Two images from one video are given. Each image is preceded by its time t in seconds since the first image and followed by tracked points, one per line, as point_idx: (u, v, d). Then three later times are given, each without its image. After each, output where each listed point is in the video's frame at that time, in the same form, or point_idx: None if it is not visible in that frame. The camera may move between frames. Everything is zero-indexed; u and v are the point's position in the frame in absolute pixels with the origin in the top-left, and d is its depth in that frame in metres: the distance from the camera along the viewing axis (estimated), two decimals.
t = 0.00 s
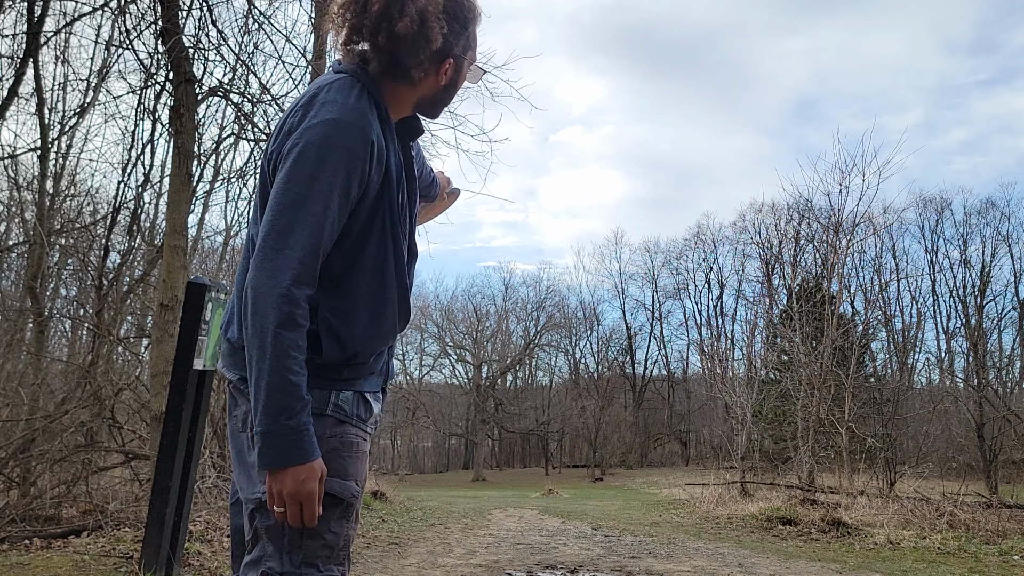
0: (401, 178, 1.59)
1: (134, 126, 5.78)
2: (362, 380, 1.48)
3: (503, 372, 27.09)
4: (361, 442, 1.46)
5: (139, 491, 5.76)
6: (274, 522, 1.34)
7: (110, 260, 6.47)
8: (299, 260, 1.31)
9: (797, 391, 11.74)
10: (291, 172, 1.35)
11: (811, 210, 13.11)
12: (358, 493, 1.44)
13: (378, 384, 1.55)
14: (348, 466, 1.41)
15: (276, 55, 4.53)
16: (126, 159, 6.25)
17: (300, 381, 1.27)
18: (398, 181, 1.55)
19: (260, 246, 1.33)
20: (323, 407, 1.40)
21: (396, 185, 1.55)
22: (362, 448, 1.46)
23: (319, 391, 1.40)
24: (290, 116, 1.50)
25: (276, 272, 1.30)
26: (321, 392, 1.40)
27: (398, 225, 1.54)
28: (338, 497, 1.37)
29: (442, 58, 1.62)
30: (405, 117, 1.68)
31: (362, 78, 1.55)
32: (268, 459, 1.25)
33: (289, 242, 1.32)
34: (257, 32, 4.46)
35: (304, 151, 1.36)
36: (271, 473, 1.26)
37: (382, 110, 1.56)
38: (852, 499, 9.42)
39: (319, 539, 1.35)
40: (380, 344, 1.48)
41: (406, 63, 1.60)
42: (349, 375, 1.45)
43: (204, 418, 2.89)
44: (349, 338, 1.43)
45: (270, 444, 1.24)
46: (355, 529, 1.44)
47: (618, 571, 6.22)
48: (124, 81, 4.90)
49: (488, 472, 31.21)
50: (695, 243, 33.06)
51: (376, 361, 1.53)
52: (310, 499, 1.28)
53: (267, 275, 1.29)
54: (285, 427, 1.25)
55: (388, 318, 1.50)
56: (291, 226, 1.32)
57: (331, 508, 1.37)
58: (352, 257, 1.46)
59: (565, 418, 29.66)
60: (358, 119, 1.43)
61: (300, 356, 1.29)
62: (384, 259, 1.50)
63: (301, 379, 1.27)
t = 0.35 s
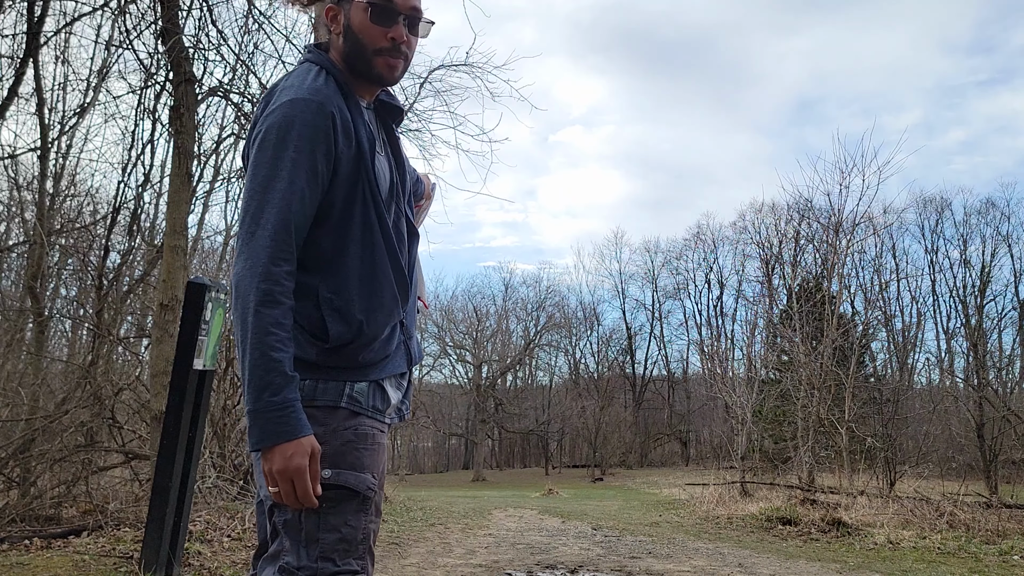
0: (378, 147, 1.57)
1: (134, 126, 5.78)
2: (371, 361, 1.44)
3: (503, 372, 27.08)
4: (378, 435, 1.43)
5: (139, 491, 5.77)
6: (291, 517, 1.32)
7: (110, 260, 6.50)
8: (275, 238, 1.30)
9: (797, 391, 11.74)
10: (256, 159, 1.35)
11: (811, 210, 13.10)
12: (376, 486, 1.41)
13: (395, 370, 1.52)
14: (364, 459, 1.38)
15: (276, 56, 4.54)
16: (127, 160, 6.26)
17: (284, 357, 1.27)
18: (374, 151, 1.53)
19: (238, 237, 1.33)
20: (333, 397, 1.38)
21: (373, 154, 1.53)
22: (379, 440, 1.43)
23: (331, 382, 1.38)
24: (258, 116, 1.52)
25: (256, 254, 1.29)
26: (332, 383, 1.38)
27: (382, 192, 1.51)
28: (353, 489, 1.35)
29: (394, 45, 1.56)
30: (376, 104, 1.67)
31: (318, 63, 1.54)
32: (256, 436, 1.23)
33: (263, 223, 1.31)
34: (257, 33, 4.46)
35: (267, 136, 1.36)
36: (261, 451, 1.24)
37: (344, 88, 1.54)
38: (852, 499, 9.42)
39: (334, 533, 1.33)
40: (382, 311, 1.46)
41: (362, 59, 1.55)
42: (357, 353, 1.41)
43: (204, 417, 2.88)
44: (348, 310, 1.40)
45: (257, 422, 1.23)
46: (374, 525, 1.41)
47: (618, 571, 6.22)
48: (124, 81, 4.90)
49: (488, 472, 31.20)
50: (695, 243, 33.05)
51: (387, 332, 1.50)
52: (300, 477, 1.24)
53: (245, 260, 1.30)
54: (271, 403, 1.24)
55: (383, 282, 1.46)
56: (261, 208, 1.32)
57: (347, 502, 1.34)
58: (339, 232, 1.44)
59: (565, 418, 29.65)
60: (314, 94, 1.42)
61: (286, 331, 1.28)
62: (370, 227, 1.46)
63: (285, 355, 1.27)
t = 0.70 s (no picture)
0: (363, 138, 1.55)
1: (134, 126, 5.79)
2: (368, 362, 1.42)
3: (502, 372, 27.07)
4: (373, 443, 1.40)
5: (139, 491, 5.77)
6: (282, 526, 1.32)
7: (110, 260, 6.52)
8: (260, 235, 1.29)
9: (797, 391, 11.74)
10: (237, 155, 1.34)
11: (811, 210, 13.10)
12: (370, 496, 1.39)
13: (396, 373, 1.49)
14: (358, 469, 1.36)
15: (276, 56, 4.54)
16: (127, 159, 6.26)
17: (273, 361, 1.25)
18: (358, 142, 1.51)
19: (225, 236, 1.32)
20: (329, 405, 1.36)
21: (359, 145, 1.52)
22: (375, 449, 1.41)
23: (326, 390, 1.36)
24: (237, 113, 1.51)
25: (242, 254, 1.28)
26: (328, 391, 1.36)
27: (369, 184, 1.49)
28: (344, 501, 1.33)
29: (367, 38, 1.54)
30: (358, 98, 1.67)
31: (295, 57, 1.53)
32: (239, 445, 1.20)
33: (247, 221, 1.30)
34: (258, 33, 4.46)
35: (247, 133, 1.34)
36: (246, 462, 1.22)
37: (323, 80, 1.53)
38: (853, 499, 9.42)
39: (323, 546, 1.31)
40: (374, 306, 1.44)
41: (334, 55, 1.54)
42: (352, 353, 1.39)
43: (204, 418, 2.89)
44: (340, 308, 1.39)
45: (241, 432, 1.20)
46: (368, 536, 1.39)
47: (618, 571, 6.22)
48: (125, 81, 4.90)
49: (488, 472, 31.20)
50: (695, 243, 33.04)
51: (383, 330, 1.48)
52: (282, 487, 1.21)
53: (233, 260, 1.28)
54: (258, 409, 1.22)
55: (373, 276, 1.45)
56: (246, 206, 1.31)
57: (339, 513, 1.33)
58: (327, 226, 1.42)
59: (565, 418, 29.66)
60: (291, 87, 1.40)
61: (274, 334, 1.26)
62: (357, 219, 1.45)
63: (272, 363, 1.24)
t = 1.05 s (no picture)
0: (354, 125, 1.53)
1: (134, 125, 5.79)
2: (359, 360, 1.38)
3: (502, 372, 27.07)
4: (362, 448, 1.38)
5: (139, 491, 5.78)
6: (268, 534, 1.28)
7: (110, 260, 6.55)
8: (249, 221, 1.26)
9: (797, 391, 11.74)
10: (225, 135, 1.30)
11: (810, 210, 13.11)
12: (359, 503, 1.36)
13: (385, 374, 1.46)
14: (347, 476, 1.33)
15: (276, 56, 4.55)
16: (127, 160, 6.26)
17: (267, 357, 1.21)
18: (349, 130, 1.49)
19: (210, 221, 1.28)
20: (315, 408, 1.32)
21: (349, 132, 1.49)
22: (363, 454, 1.38)
23: (312, 393, 1.32)
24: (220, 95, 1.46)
25: (229, 241, 1.24)
26: (316, 393, 1.33)
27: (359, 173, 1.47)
28: (333, 510, 1.30)
29: (360, 19, 1.51)
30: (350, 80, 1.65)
31: (286, 35, 1.50)
32: (236, 445, 1.16)
33: (236, 205, 1.26)
34: (258, 33, 4.46)
35: (235, 112, 1.31)
36: (240, 463, 1.17)
37: (315, 61, 1.50)
38: (852, 499, 9.43)
39: (311, 554, 1.28)
40: (364, 301, 1.41)
41: (325, 34, 1.51)
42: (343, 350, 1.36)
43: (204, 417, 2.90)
44: (329, 301, 1.36)
45: (238, 431, 1.16)
46: (356, 545, 1.36)
47: (618, 571, 6.23)
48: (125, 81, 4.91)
49: (488, 472, 31.23)
50: (695, 243, 33.04)
51: (374, 327, 1.45)
52: (282, 491, 1.18)
53: (219, 246, 1.24)
54: (255, 408, 1.18)
55: (364, 268, 1.42)
56: (233, 190, 1.26)
57: (327, 522, 1.30)
58: (317, 215, 1.39)
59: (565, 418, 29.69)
60: (280, 67, 1.37)
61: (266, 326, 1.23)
62: (348, 209, 1.42)
63: (269, 357, 1.21)
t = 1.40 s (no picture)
0: (353, 117, 1.52)
1: (134, 125, 5.79)
2: (358, 364, 1.38)
3: (502, 372, 27.07)
4: (361, 451, 1.39)
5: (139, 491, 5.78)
6: (265, 541, 1.28)
7: (110, 260, 6.58)
8: (250, 212, 1.24)
9: (797, 391, 11.73)
10: (224, 124, 1.28)
11: (810, 210, 13.11)
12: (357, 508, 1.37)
13: (384, 379, 1.47)
14: (346, 480, 1.34)
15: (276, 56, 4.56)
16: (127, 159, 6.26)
17: (291, 358, 1.20)
18: (350, 121, 1.48)
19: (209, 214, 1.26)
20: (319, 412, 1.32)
21: (350, 124, 1.48)
22: (361, 458, 1.39)
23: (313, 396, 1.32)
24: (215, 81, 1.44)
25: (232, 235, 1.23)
26: (314, 397, 1.32)
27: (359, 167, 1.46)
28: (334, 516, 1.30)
29: (363, 5, 1.49)
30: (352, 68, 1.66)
31: (285, 19, 1.48)
32: (262, 454, 1.14)
33: (238, 198, 1.24)
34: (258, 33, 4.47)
35: (236, 100, 1.29)
36: (265, 474, 1.15)
37: (315, 48, 1.49)
38: (852, 499, 9.42)
39: (311, 559, 1.28)
40: (363, 301, 1.41)
41: (325, 20, 1.49)
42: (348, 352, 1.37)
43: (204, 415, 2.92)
44: (328, 302, 1.35)
45: (265, 438, 1.15)
46: (353, 549, 1.37)
47: (618, 571, 6.23)
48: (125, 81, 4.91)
49: (488, 472, 31.23)
50: (695, 243, 33.03)
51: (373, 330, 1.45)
52: (319, 498, 1.19)
53: (220, 239, 1.23)
54: (283, 413, 1.16)
55: (365, 267, 1.42)
56: (234, 183, 1.25)
57: (328, 529, 1.30)
58: (317, 210, 1.38)
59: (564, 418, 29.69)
60: (280, 54, 1.35)
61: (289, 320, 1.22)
62: (348, 204, 1.41)
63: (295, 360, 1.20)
